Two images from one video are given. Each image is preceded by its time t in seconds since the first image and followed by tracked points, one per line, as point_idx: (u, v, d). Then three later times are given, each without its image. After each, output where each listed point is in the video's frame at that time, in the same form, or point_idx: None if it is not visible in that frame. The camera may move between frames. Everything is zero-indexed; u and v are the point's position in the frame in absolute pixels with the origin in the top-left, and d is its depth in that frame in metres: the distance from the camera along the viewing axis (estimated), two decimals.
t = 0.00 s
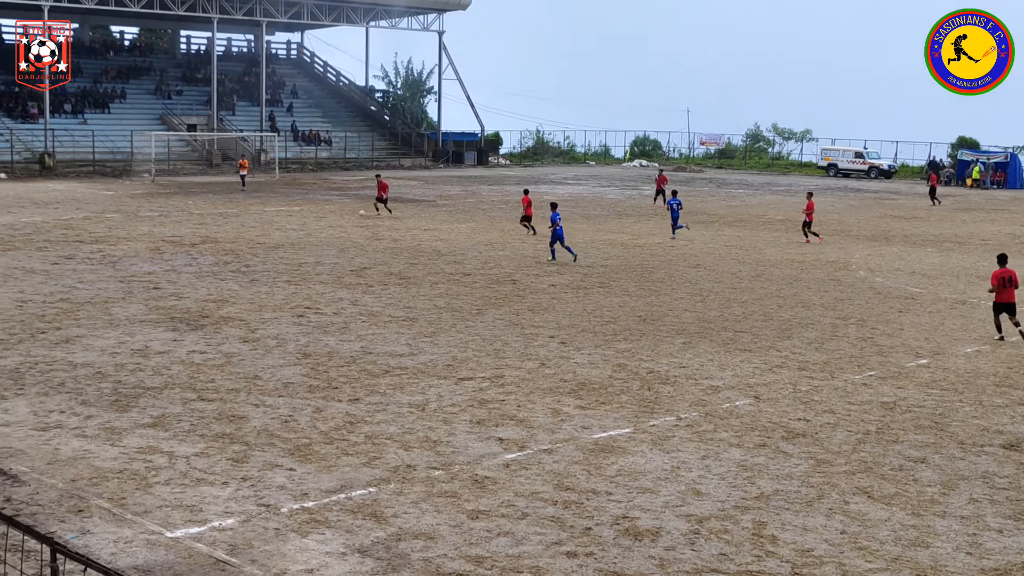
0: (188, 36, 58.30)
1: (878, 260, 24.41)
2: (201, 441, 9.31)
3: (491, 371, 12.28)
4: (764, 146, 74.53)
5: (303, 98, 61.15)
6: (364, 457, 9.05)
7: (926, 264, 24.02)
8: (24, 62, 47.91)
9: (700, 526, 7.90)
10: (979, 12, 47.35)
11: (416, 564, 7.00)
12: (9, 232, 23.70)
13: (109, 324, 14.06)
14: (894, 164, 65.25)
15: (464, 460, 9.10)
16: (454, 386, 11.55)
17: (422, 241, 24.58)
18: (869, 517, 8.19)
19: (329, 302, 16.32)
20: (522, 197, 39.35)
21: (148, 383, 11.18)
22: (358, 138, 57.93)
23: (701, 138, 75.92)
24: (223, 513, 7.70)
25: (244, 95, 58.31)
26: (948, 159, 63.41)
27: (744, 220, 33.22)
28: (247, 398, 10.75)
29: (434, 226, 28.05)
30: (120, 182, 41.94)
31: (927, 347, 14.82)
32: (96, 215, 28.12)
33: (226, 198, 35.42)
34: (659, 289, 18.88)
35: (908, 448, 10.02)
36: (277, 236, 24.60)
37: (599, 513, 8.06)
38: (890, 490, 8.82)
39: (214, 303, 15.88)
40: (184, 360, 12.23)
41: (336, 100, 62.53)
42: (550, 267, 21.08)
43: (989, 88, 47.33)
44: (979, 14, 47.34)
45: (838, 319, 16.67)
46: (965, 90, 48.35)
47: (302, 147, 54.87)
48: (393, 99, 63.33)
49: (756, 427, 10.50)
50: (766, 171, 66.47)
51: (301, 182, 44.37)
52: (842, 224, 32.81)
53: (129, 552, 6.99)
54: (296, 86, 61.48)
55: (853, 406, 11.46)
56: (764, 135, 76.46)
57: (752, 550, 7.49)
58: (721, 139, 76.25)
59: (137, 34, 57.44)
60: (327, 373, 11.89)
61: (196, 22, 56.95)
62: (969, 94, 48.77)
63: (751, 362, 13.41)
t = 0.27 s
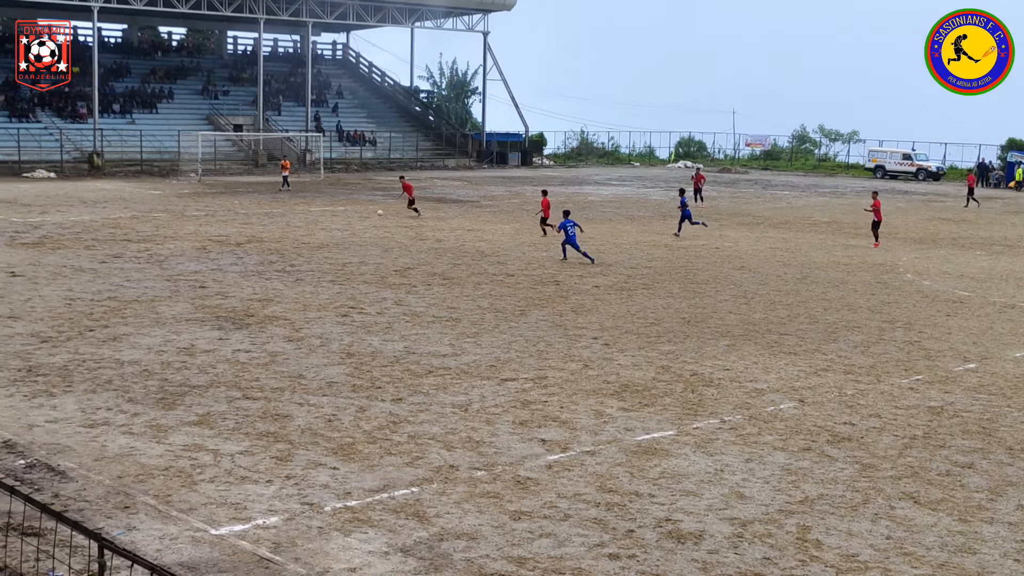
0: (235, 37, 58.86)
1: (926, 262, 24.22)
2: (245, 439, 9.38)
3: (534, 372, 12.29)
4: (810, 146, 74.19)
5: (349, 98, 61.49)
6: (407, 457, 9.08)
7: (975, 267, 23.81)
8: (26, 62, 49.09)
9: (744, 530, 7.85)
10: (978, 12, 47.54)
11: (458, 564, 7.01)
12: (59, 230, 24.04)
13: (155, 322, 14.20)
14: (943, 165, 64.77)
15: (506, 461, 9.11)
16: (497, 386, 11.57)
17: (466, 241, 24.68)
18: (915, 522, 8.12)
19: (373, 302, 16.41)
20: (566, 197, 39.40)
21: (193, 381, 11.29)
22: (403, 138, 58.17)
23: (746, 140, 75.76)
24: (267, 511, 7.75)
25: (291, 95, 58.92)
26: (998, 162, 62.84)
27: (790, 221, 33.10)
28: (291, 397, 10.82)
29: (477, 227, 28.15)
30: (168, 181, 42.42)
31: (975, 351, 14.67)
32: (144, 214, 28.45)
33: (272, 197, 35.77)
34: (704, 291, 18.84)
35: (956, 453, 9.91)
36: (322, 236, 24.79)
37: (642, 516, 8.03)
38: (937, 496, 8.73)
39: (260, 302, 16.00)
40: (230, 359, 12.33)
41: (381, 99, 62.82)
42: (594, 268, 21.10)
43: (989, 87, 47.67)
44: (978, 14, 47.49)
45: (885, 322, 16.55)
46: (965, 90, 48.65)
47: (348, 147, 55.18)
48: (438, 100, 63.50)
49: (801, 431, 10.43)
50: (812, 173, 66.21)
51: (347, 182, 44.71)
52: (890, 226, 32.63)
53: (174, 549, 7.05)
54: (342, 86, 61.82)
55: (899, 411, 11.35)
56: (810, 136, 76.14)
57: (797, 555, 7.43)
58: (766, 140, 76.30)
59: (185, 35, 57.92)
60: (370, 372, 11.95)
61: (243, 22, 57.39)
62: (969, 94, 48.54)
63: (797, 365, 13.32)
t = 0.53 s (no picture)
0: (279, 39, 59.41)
1: (970, 267, 23.97)
2: (286, 439, 9.44)
3: (574, 374, 12.28)
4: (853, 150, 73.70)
5: (390, 100, 61.82)
6: (446, 459, 9.10)
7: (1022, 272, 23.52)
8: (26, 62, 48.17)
9: (785, 535, 7.79)
10: (978, 12, 47.06)
11: (497, 566, 7.02)
12: (104, 231, 24.30)
13: (198, 322, 14.32)
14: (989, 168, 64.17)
15: (546, 463, 9.10)
16: (537, 389, 11.57)
17: (506, 243, 24.72)
18: (958, 529, 8.04)
19: (414, 303, 16.46)
20: (607, 200, 39.37)
21: (235, 381, 11.38)
22: (444, 139, 58.32)
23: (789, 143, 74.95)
24: (307, 511, 7.79)
25: (334, 97, 59.32)
26: None
27: (832, 225, 32.89)
28: (332, 397, 10.87)
29: (517, 229, 28.20)
30: (211, 182, 42.80)
31: (1021, 357, 14.48)
32: (187, 215, 28.71)
33: (313, 198, 36.05)
34: (745, 294, 18.77)
35: (1001, 460, 9.79)
36: (363, 237, 24.93)
37: (682, 520, 8.00)
38: (981, 504, 8.62)
39: (301, 302, 16.11)
40: (271, 359, 12.41)
41: (422, 101, 63.08)
42: (635, 271, 21.08)
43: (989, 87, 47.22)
44: (977, 14, 47.00)
45: (929, 327, 16.39)
46: (964, 90, 48.17)
47: (389, 150, 55.50)
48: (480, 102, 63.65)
49: (842, 436, 10.35)
50: (855, 176, 65.83)
51: (390, 184, 44.97)
52: (934, 230, 32.32)
53: (215, 548, 7.09)
54: (383, 88, 62.15)
55: (944, 417, 11.23)
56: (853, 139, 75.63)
57: (838, 561, 7.36)
58: (808, 144, 75.28)
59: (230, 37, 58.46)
60: (410, 373, 11.99)
61: (285, 24, 57.83)
62: (969, 94, 48.14)
63: (839, 369, 13.22)
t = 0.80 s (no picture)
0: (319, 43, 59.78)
1: (1015, 274, 23.66)
2: (325, 441, 9.48)
3: (612, 379, 12.26)
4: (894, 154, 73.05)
5: (430, 103, 62.00)
6: (484, 462, 9.11)
7: None
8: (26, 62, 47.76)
9: (824, 542, 7.74)
10: (979, 12, 46.55)
11: (535, 570, 7.02)
12: (145, 232, 24.53)
13: (238, 324, 14.43)
14: None
15: (583, 467, 9.10)
16: (574, 393, 11.56)
17: (544, 247, 24.72)
18: (1001, 539, 7.95)
19: (452, 306, 16.50)
20: (646, 203, 39.28)
21: (274, 382, 11.44)
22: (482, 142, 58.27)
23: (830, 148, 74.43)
24: (346, 513, 7.83)
25: (373, 101, 59.64)
26: None
27: (872, 230, 32.62)
28: (370, 400, 10.91)
29: (556, 233, 28.20)
30: (251, 184, 43.08)
31: None
32: (227, 217, 28.91)
33: (352, 201, 36.26)
34: (785, 299, 18.66)
35: None
36: (401, 240, 25.03)
37: (720, 526, 7.96)
38: None
39: (339, 305, 16.19)
40: (310, 361, 12.47)
41: (461, 104, 63.22)
42: (673, 275, 21.02)
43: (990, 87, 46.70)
44: (977, 14, 46.47)
45: (971, 334, 16.20)
46: (964, 89, 47.62)
47: (428, 153, 55.75)
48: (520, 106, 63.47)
49: (883, 443, 10.26)
50: (896, 180, 65.26)
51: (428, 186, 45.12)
52: (977, 236, 31.95)
53: (255, 548, 7.14)
54: (423, 92, 62.35)
55: (987, 425, 11.09)
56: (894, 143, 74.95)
57: (878, 569, 7.30)
58: (850, 148, 74.50)
59: (270, 41, 58.90)
60: (448, 376, 12.01)
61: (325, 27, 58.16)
62: (970, 94, 47.61)
63: (879, 376, 13.09)
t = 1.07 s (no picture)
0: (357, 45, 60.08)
1: None
2: (361, 442, 9.52)
3: (649, 382, 12.24)
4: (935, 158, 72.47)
5: (466, 106, 62.10)
6: (520, 464, 9.12)
7: None
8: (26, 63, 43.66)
9: (862, 547, 7.69)
10: (979, 12, 45.88)
11: (571, 573, 7.01)
12: (184, 234, 24.72)
13: (276, 325, 14.51)
14: None
15: (620, 470, 9.08)
16: (611, 396, 11.55)
17: (580, 250, 24.71)
18: None
19: (488, 308, 16.53)
20: (683, 207, 39.21)
21: (311, 383, 11.50)
22: (519, 146, 58.59)
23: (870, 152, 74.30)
24: (382, 513, 7.86)
25: (409, 104, 59.84)
26: None
27: (913, 234, 32.36)
28: (406, 401, 10.95)
29: (594, 236, 28.19)
30: (289, 187, 43.35)
31: None
32: (266, 219, 29.09)
33: (390, 203, 36.44)
34: (823, 303, 18.57)
35: None
36: (438, 242, 25.10)
37: (757, 530, 7.92)
38: None
39: (376, 307, 16.25)
40: (347, 362, 12.53)
41: (498, 107, 63.29)
42: (711, 278, 20.96)
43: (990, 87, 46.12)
44: (977, 14, 45.80)
45: (1013, 339, 16.02)
46: (964, 89, 47.01)
47: (465, 155, 55.93)
48: (557, 108, 63.54)
49: (923, 448, 10.17)
50: (936, 184, 64.76)
51: (465, 190, 45.23)
52: (1020, 241, 31.61)
53: (292, 548, 7.18)
54: (460, 95, 62.46)
55: None
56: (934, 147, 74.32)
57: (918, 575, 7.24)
58: (890, 152, 75.12)
59: (309, 44, 59.27)
60: (484, 379, 12.03)
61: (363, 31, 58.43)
62: (970, 94, 46.99)
63: (919, 381, 12.97)
